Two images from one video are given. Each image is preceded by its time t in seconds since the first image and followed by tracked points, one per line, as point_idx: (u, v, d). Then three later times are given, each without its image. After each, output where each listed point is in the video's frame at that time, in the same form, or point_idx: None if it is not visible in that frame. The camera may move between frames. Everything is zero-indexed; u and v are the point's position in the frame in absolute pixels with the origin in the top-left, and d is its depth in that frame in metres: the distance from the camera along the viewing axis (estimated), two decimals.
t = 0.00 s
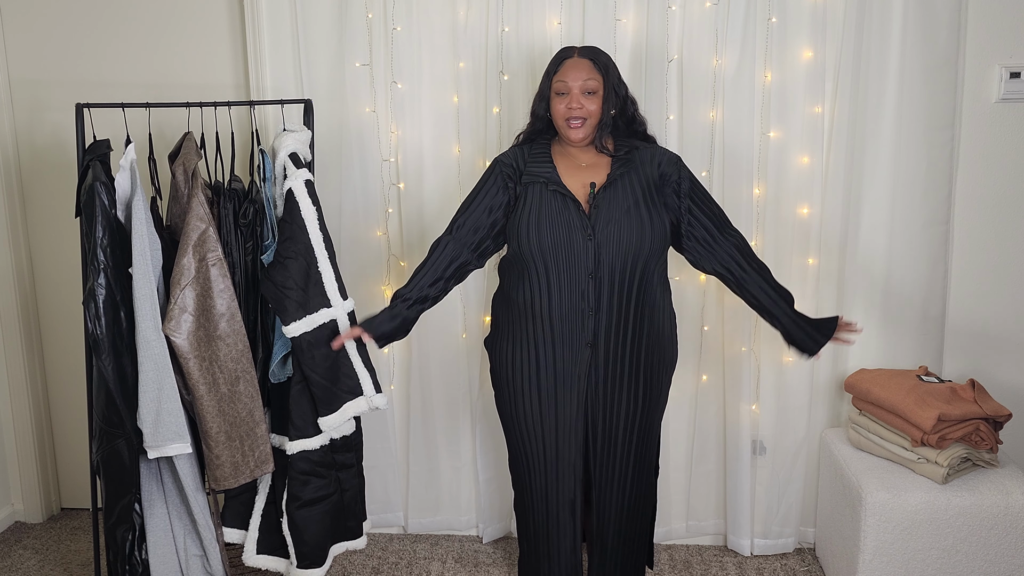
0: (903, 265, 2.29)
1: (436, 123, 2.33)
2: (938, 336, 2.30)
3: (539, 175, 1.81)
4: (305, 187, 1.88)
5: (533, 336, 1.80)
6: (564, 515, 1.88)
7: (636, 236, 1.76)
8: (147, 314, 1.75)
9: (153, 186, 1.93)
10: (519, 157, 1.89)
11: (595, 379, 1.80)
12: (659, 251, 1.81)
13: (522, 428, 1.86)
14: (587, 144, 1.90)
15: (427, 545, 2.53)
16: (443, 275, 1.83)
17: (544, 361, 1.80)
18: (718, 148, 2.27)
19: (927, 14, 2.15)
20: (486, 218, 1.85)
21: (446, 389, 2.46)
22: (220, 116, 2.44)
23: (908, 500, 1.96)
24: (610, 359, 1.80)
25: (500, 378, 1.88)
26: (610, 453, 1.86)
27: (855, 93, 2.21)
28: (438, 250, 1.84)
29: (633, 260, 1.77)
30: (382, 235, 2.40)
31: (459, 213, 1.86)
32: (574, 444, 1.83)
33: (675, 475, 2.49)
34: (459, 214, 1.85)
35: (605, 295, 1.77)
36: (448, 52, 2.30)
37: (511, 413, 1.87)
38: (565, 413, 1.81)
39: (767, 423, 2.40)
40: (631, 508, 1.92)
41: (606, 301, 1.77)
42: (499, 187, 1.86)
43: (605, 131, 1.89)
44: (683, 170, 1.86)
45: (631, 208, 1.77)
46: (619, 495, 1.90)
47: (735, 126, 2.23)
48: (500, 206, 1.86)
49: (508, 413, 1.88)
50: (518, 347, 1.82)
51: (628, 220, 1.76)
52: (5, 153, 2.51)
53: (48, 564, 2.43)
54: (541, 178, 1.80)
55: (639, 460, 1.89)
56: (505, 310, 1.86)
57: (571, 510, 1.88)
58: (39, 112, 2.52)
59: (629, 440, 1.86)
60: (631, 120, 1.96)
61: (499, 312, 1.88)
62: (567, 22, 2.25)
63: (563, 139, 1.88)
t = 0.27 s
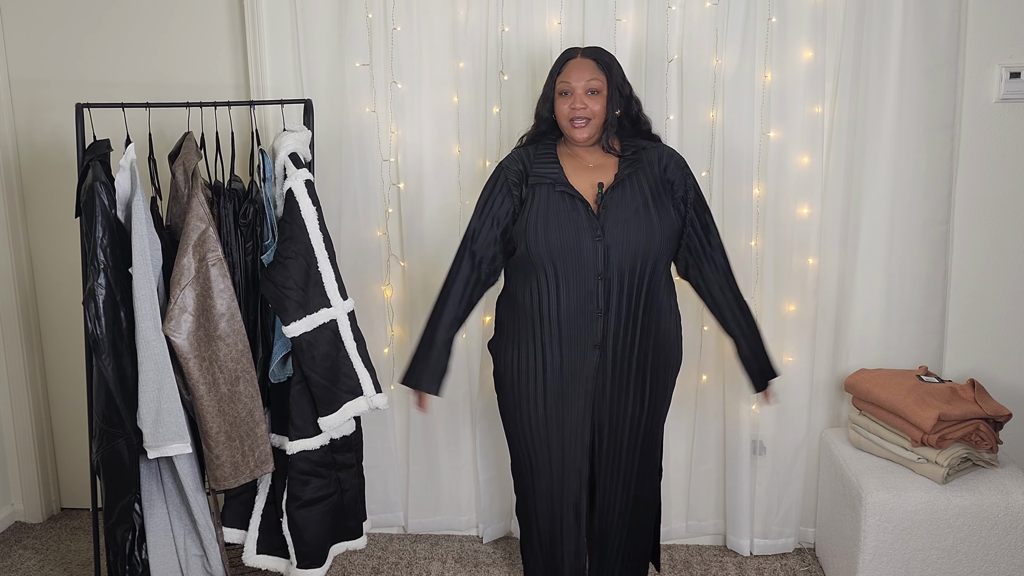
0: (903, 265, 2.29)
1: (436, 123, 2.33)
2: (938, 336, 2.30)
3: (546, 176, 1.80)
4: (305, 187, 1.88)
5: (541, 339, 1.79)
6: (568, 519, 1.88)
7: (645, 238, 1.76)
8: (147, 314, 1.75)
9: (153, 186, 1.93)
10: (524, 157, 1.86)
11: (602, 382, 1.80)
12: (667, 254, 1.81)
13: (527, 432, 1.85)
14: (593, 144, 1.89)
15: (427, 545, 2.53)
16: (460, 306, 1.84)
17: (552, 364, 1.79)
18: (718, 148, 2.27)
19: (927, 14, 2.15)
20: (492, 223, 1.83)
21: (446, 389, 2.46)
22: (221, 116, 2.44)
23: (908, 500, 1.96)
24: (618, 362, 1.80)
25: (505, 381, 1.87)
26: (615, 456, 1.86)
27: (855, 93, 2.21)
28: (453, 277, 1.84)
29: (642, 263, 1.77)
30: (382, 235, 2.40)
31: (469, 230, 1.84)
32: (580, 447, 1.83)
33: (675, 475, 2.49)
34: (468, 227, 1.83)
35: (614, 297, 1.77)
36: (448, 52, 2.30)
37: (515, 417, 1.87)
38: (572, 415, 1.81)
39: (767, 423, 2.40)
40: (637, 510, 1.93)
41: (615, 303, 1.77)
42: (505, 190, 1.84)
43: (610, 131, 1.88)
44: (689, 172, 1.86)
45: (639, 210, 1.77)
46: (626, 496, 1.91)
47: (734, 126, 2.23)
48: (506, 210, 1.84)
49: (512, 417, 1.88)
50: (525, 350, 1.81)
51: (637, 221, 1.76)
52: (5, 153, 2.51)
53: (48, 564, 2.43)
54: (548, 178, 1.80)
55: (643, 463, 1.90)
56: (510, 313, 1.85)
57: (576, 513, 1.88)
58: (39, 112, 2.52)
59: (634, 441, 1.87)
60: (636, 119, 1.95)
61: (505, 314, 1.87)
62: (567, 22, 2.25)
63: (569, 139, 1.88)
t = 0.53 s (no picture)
0: (903, 265, 2.29)
1: (436, 123, 2.33)
2: (938, 336, 2.30)
3: (559, 176, 1.80)
4: (305, 187, 1.88)
5: (558, 341, 1.78)
6: (581, 524, 1.85)
7: (661, 238, 1.77)
8: (147, 314, 1.75)
9: (153, 186, 1.93)
10: (537, 156, 1.85)
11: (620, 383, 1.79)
12: (681, 254, 1.82)
13: (542, 436, 1.83)
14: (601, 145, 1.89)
15: (427, 545, 2.53)
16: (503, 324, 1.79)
17: (571, 366, 1.78)
18: (718, 148, 2.27)
19: (927, 14, 2.15)
20: (512, 223, 1.80)
21: (447, 389, 2.46)
22: (221, 116, 2.44)
23: (908, 500, 1.96)
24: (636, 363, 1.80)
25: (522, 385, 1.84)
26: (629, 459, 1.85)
27: (855, 93, 2.21)
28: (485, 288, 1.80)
29: (659, 263, 1.78)
30: (382, 235, 2.40)
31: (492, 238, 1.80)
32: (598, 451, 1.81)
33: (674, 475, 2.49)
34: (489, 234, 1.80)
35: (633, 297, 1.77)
36: (448, 52, 2.30)
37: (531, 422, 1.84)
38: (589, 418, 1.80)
39: (767, 423, 2.40)
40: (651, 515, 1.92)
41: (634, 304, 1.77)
42: (522, 192, 1.81)
43: (618, 130, 1.88)
44: (697, 175, 1.88)
45: (655, 211, 1.79)
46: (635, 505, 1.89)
47: (734, 126, 2.23)
48: (523, 213, 1.81)
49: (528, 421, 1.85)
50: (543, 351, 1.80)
51: (653, 220, 1.77)
52: (5, 153, 2.51)
53: (48, 564, 2.43)
54: (564, 179, 1.79)
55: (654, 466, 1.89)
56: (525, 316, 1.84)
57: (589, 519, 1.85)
58: (39, 112, 2.52)
59: (647, 445, 1.87)
60: (642, 117, 1.95)
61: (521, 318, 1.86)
62: (567, 21, 2.25)
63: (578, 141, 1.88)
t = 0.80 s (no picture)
0: (903, 265, 2.29)
1: (436, 123, 2.33)
2: (938, 336, 2.30)
3: (565, 178, 1.80)
4: (305, 187, 1.88)
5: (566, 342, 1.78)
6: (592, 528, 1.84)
7: (667, 238, 1.79)
8: (147, 314, 1.75)
9: (153, 186, 1.93)
10: (541, 158, 1.86)
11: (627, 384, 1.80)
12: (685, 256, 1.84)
13: (553, 440, 1.82)
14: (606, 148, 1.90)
15: (427, 546, 2.53)
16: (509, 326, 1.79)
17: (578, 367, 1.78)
18: (718, 148, 2.27)
19: (927, 14, 2.15)
20: (516, 224, 1.80)
21: (447, 389, 2.46)
22: (221, 116, 2.44)
23: (909, 500, 1.96)
24: (642, 364, 1.81)
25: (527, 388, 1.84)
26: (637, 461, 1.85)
27: (855, 93, 2.21)
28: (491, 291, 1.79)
29: (664, 264, 1.79)
30: (382, 235, 2.40)
31: (496, 240, 1.79)
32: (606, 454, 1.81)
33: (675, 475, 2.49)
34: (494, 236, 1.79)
35: (638, 298, 1.78)
36: (448, 52, 2.30)
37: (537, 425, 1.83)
38: (599, 420, 1.79)
39: (767, 423, 2.40)
40: (657, 518, 1.92)
41: (639, 304, 1.78)
42: (526, 193, 1.81)
43: (624, 134, 1.90)
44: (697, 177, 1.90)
45: (659, 212, 1.80)
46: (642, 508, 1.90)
47: (734, 126, 2.23)
48: (527, 214, 1.81)
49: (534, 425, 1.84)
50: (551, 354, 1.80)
51: (659, 221, 1.79)
52: (5, 153, 2.51)
53: (48, 565, 2.43)
54: (569, 181, 1.79)
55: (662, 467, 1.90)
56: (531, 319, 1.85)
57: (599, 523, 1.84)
58: (39, 112, 2.52)
59: (653, 448, 1.87)
60: (644, 120, 1.96)
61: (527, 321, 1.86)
62: (567, 22, 2.25)
63: (582, 144, 1.88)
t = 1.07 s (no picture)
0: (904, 265, 2.29)
1: (436, 123, 2.33)
2: (938, 336, 2.30)
3: (566, 180, 1.79)
4: (305, 187, 1.88)
5: (569, 344, 1.78)
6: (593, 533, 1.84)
7: (669, 239, 1.79)
8: (147, 314, 1.75)
9: (153, 186, 1.93)
10: (542, 160, 1.85)
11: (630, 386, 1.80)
12: (686, 257, 1.85)
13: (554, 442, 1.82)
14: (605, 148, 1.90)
15: (427, 545, 2.53)
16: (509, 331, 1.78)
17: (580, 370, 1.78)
18: (718, 148, 2.27)
19: (927, 14, 2.15)
20: (517, 228, 1.79)
21: (447, 389, 2.46)
22: (221, 116, 2.44)
23: (909, 500, 1.96)
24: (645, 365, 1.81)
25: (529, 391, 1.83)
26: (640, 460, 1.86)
27: (855, 92, 2.21)
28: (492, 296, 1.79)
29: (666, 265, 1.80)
30: (382, 235, 2.40)
31: (495, 244, 1.78)
32: (609, 456, 1.81)
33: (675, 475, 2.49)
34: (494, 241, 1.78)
35: (642, 299, 1.78)
36: (448, 52, 2.30)
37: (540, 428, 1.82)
38: (602, 422, 1.79)
39: (767, 423, 2.40)
40: (659, 518, 1.93)
41: (642, 305, 1.78)
42: (526, 197, 1.80)
43: (623, 134, 1.91)
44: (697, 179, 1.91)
45: (661, 212, 1.80)
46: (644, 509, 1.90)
47: (734, 126, 2.23)
48: (528, 217, 1.80)
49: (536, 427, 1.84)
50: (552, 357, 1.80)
51: (661, 222, 1.79)
52: (5, 153, 2.51)
53: (48, 564, 2.43)
54: (570, 182, 1.79)
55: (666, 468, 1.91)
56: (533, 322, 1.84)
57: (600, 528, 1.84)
58: (39, 112, 2.52)
59: (655, 448, 1.88)
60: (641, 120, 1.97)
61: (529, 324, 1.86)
62: (567, 22, 2.25)
63: (581, 145, 1.88)
